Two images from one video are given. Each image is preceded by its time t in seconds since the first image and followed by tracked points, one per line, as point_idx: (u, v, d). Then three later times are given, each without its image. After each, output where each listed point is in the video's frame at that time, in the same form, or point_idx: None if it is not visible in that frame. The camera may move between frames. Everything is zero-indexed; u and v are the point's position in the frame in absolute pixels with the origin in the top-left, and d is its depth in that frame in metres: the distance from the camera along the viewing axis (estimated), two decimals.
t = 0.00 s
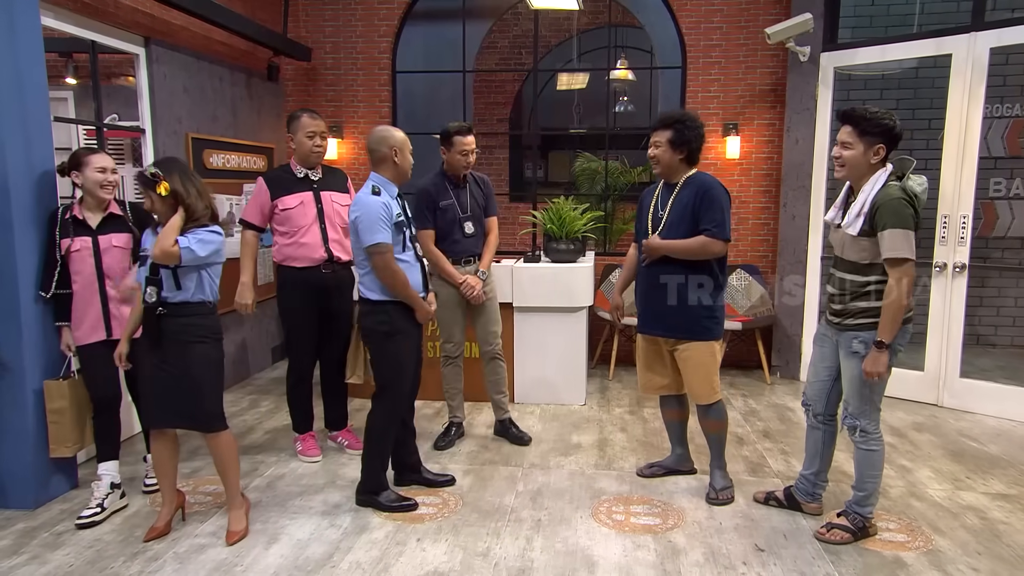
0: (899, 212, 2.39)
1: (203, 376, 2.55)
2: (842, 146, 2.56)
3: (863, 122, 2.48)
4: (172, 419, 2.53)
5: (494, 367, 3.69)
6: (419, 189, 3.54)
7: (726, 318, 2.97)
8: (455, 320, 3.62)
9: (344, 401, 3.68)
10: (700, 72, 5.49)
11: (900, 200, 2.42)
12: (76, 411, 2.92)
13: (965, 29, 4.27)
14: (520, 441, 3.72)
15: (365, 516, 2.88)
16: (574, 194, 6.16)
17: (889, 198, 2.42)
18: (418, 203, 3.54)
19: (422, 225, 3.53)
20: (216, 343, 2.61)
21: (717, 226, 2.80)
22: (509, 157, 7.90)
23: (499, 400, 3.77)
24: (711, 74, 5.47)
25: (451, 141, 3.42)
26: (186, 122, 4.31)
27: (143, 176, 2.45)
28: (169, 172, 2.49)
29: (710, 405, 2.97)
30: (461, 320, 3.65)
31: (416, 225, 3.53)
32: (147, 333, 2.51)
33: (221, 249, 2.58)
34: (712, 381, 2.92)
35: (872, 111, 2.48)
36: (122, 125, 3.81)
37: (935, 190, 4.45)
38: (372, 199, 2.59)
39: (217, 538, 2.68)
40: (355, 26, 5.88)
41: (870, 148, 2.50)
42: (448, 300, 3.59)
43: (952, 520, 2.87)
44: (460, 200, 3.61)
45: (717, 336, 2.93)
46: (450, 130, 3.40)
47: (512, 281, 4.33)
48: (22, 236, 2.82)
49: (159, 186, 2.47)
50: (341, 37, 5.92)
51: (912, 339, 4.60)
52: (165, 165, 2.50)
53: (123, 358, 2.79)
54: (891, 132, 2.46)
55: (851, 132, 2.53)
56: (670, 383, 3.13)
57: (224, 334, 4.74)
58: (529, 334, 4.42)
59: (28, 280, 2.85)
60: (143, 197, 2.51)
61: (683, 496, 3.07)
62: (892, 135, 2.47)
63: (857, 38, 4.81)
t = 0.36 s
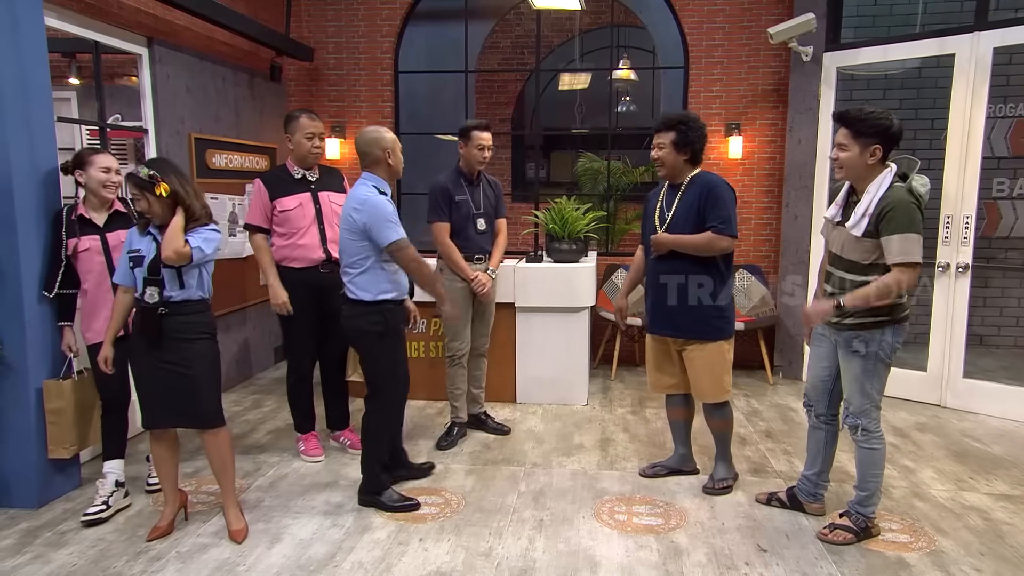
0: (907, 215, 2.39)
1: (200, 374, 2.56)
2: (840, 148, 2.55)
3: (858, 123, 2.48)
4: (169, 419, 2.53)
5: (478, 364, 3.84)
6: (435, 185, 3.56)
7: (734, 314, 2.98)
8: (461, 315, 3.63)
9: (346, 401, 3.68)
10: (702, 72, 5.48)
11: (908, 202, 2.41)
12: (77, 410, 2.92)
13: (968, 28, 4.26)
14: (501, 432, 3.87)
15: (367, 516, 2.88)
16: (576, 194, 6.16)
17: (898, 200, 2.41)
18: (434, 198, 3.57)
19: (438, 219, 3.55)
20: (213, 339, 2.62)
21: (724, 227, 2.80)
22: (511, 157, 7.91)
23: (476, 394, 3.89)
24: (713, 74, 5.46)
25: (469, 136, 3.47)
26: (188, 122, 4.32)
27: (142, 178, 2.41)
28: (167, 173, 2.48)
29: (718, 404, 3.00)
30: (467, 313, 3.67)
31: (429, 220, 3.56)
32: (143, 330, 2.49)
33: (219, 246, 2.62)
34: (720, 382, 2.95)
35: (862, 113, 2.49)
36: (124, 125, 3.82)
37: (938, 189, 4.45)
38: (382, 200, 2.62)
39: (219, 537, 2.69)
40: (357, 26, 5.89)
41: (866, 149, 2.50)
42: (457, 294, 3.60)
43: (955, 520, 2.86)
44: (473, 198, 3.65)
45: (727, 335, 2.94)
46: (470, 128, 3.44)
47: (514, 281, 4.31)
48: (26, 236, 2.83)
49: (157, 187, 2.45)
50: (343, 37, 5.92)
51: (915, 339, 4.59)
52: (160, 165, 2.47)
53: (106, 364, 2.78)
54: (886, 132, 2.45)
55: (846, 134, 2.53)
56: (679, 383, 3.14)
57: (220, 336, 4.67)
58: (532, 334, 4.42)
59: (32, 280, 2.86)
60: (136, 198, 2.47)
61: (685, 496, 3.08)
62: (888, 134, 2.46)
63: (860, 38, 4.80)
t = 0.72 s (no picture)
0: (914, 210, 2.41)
1: (199, 373, 2.56)
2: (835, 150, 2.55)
3: (846, 128, 2.50)
4: (169, 419, 2.54)
5: (478, 362, 3.85)
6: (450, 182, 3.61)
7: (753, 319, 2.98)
8: (466, 314, 3.64)
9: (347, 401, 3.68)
10: (704, 72, 5.48)
11: (913, 196, 2.44)
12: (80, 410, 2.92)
13: (970, 28, 4.26)
14: (501, 432, 3.87)
15: (369, 516, 2.88)
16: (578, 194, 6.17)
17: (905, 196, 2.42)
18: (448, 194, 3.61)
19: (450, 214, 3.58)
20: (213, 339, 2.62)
21: (746, 225, 2.81)
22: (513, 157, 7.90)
23: (479, 393, 3.89)
24: (715, 74, 5.46)
25: (481, 135, 3.53)
26: (191, 122, 4.32)
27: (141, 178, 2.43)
28: (166, 173, 2.49)
29: (733, 407, 3.01)
30: (472, 311, 3.67)
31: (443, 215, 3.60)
32: (143, 330, 2.51)
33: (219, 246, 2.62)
34: (741, 384, 2.96)
35: (845, 118, 2.52)
36: (126, 125, 3.82)
37: (940, 189, 4.44)
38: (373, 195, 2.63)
39: (221, 537, 2.69)
40: (359, 26, 5.89)
41: (856, 152, 2.51)
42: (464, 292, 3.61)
43: (957, 521, 2.86)
44: (488, 199, 3.67)
45: (746, 336, 2.94)
46: (483, 126, 3.52)
47: (516, 281, 4.30)
48: (30, 236, 2.84)
49: (156, 187, 2.46)
50: (345, 37, 5.92)
51: (917, 339, 4.59)
52: (159, 165, 2.48)
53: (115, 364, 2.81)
54: (874, 134, 2.47)
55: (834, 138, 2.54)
56: (691, 381, 3.16)
57: (221, 336, 4.65)
58: (533, 334, 4.42)
59: (35, 281, 2.86)
60: (136, 198, 2.48)
61: (687, 496, 3.07)
62: (879, 136, 2.47)
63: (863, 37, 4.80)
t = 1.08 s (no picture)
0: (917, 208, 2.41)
1: (201, 373, 2.55)
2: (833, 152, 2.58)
3: (837, 137, 2.53)
4: (171, 419, 2.54)
5: (481, 362, 3.85)
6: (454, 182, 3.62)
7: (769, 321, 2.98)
8: (472, 316, 3.66)
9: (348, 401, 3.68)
10: (706, 72, 5.47)
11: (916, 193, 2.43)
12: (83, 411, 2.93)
13: (973, 28, 4.25)
14: (503, 432, 3.87)
15: (370, 516, 2.88)
16: (580, 194, 6.17)
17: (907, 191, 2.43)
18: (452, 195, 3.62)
19: (454, 214, 3.59)
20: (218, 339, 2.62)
21: (764, 226, 2.80)
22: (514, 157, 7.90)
23: (481, 393, 3.89)
24: (717, 74, 5.46)
25: (488, 134, 3.57)
26: (192, 122, 4.33)
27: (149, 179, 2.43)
28: (175, 176, 2.48)
29: (745, 407, 3.02)
30: (478, 312, 3.69)
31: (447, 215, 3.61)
32: (149, 330, 2.53)
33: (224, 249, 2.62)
34: (752, 386, 2.95)
35: (836, 126, 2.53)
36: (128, 126, 3.82)
37: (941, 190, 4.44)
38: (356, 196, 2.64)
39: (222, 537, 2.69)
40: (360, 26, 5.89)
41: (851, 158, 2.53)
42: (469, 292, 3.62)
43: (959, 521, 2.85)
44: (492, 198, 3.70)
45: (761, 338, 2.94)
46: (488, 126, 3.55)
47: (517, 281, 4.31)
48: (31, 237, 2.84)
49: (164, 189, 2.46)
50: (347, 37, 5.93)
51: (919, 339, 4.58)
52: (169, 167, 2.49)
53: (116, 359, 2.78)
54: (866, 139, 2.48)
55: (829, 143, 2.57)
56: (696, 380, 3.18)
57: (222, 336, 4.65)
58: (534, 334, 4.42)
59: (37, 281, 2.86)
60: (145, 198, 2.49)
61: (688, 496, 3.08)
62: (873, 140, 2.47)
63: (864, 37, 4.80)
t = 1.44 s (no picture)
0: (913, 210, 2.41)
1: (213, 373, 2.55)
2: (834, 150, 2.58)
3: (838, 130, 2.53)
4: (178, 419, 2.54)
5: (482, 362, 3.85)
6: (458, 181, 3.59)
7: (757, 321, 3.00)
8: (475, 317, 3.66)
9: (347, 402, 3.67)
10: (706, 72, 5.47)
11: (912, 194, 2.43)
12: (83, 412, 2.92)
13: (973, 27, 4.25)
14: (503, 432, 3.87)
15: (370, 516, 2.88)
16: (580, 194, 6.17)
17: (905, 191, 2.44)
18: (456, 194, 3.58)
19: (457, 213, 3.57)
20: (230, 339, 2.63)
21: (750, 229, 2.82)
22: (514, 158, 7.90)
23: (481, 393, 3.89)
24: (717, 74, 5.46)
25: (492, 133, 3.56)
26: (192, 123, 4.33)
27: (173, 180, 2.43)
28: (197, 176, 2.49)
29: (735, 406, 3.04)
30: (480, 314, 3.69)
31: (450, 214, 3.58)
32: (163, 329, 2.52)
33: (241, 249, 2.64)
34: (737, 386, 2.98)
35: (836, 121, 2.55)
36: (128, 126, 3.82)
37: (941, 190, 4.44)
38: (334, 196, 2.66)
39: (222, 537, 2.69)
40: (361, 26, 5.89)
41: (853, 150, 2.53)
42: (473, 293, 3.62)
43: (959, 521, 2.85)
44: (495, 197, 3.70)
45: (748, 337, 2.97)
46: (493, 125, 3.54)
47: (518, 281, 4.31)
48: (32, 237, 2.84)
49: (188, 190, 2.47)
50: (347, 37, 5.93)
51: (919, 339, 4.58)
52: (190, 166, 2.49)
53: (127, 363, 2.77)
54: (868, 131, 2.48)
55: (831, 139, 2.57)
56: (691, 379, 3.18)
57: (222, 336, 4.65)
58: (534, 334, 4.42)
59: (37, 281, 2.86)
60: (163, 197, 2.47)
61: (689, 496, 3.08)
62: (873, 132, 2.48)
63: (864, 37, 4.80)
